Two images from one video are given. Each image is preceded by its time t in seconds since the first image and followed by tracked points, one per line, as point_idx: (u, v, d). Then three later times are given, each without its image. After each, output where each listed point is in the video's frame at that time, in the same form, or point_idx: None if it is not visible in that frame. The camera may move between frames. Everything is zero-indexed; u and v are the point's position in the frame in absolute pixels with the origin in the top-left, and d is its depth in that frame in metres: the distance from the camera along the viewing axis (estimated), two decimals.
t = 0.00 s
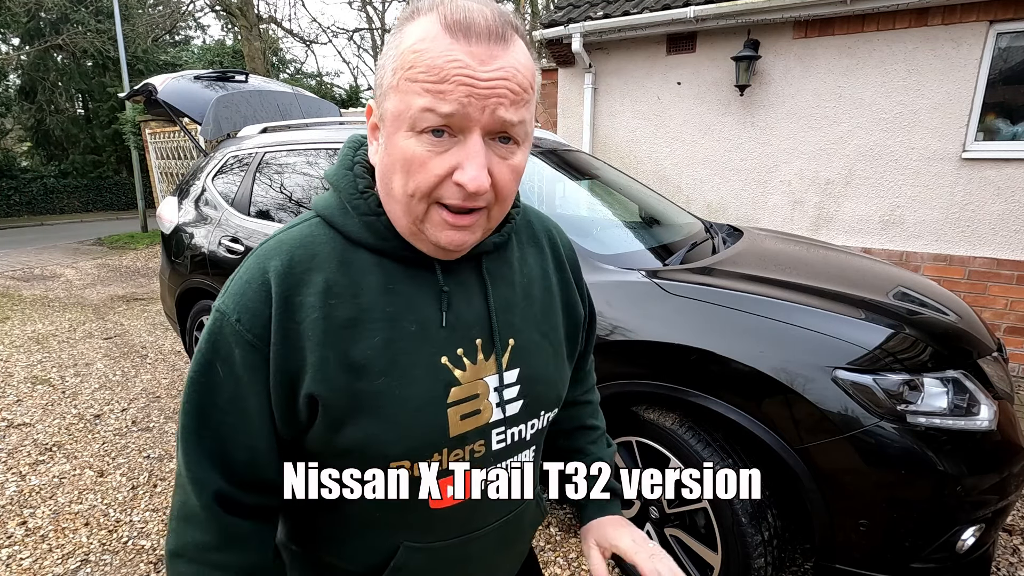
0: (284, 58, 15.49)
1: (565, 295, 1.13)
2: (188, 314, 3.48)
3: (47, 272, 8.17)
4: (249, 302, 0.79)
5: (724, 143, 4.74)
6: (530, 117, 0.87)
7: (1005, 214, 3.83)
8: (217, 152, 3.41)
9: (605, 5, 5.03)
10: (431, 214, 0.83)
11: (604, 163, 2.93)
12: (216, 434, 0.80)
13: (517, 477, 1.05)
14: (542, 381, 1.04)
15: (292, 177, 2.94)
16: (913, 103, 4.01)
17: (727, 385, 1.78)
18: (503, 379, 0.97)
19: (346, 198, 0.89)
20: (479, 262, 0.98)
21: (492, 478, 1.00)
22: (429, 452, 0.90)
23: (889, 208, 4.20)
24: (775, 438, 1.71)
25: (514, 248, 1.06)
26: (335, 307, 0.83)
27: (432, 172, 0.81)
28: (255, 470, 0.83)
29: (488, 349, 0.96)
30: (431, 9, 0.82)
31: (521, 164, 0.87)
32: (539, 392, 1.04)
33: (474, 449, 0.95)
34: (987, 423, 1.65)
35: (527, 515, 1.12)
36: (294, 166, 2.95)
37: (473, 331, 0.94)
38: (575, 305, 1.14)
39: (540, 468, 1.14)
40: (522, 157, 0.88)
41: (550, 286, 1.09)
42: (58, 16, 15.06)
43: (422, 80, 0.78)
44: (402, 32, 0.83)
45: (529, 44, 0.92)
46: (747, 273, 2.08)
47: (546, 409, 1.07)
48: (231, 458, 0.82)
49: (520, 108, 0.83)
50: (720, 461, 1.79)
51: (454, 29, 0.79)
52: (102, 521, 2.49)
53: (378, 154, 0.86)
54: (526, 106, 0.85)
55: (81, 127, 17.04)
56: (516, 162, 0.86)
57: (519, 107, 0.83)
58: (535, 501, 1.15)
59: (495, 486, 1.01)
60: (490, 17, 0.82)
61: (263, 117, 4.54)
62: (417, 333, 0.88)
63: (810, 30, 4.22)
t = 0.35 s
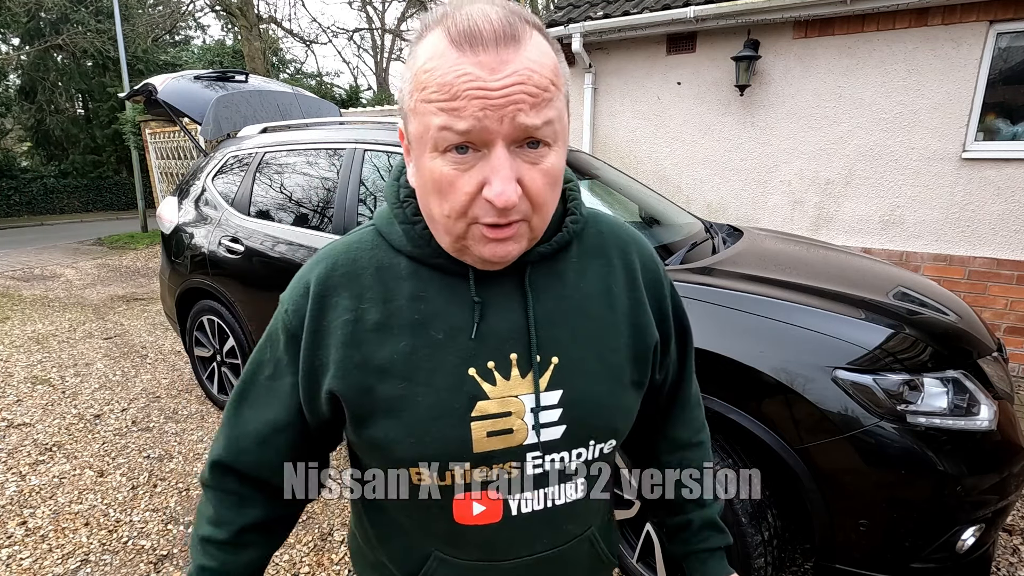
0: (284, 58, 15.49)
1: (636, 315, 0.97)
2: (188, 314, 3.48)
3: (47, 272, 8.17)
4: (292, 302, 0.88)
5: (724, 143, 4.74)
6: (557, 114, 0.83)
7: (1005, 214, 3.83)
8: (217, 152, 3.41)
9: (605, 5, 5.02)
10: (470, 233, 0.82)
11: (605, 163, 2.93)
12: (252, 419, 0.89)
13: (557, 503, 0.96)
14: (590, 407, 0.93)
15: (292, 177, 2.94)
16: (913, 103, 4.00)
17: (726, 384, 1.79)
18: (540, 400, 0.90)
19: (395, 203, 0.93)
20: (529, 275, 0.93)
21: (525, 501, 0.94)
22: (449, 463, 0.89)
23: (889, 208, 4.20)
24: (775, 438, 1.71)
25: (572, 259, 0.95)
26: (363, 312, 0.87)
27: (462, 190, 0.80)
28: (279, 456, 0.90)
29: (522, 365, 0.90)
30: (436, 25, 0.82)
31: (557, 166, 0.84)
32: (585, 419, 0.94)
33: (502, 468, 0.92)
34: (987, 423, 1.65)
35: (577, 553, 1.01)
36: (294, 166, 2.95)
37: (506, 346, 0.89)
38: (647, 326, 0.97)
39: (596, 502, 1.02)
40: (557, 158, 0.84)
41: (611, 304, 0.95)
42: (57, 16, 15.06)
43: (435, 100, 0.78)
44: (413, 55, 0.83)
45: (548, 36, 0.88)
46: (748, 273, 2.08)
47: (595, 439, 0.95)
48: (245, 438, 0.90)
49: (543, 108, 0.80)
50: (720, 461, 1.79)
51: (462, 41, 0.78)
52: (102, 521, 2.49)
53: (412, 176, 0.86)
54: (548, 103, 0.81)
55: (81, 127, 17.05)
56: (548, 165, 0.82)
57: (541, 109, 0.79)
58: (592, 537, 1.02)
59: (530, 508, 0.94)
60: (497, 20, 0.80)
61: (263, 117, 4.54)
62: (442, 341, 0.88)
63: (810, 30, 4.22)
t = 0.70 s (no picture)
0: (284, 58, 15.50)
1: (760, 356, 0.78)
2: (188, 314, 3.47)
3: (47, 272, 8.17)
4: (433, 272, 1.05)
5: (724, 143, 4.74)
6: (667, 105, 0.77)
7: (1005, 214, 3.83)
8: (217, 152, 3.41)
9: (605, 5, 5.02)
10: (580, 242, 0.80)
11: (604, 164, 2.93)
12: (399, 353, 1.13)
13: (620, 524, 0.88)
14: (668, 444, 0.81)
15: (292, 177, 2.94)
16: (913, 103, 4.00)
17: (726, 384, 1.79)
18: (612, 418, 0.84)
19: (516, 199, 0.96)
20: (639, 287, 0.84)
21: (587, 506, 0.89)
22: (517, 451, 0.91)
23: (889, 208, 4.20)
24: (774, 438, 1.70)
25: (689, 277, 0.82)
26: (473, 295, 0.97)
27: (568, 198, 0.78)
28: (406, 387, 1.13)
29: (598, 377, 0.85)
30: (531, 30, 0.80)
31: (670, 162, 0.77)
32: (665, 456, 0.82)
33: (568, 472, 0.89)
34: (986, 423, 1.65)
35: None
36: (294, 166, 2.95)
37: (585, 356, 0.85)
38: (774, 372, 0.77)
39: (682, 547, 0.88)
40: (669, 154, 0.77)
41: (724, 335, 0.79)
42: (57, 16, 15.06)
43: (535, 110, 0.77)
44: (510, 64, 0.83)
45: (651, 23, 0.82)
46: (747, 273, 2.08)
47: (670, 475, 0.82)
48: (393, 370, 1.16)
49: (650, 102, 0.75)
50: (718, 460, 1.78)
51: (559, 44, 0.76)
52: (102, 521, 2.49)
53: (518, 186, 0.86)
54: (655, 97, 0.75)
55: (81, 127, 17.05)
56: (661, 162, 0.76)
57: (647, 104, 0.75)
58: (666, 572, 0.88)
59: (593, 516, 0.89)
60: (592, 13, 0.76)
61: (263, 117, 4.55)
62: (528, 335, 0.90)
63: (810, 30, 4.22)
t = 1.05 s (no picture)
0: (284, 58, 15.49)
1: (721, 329, 0.77)
2: (188, 314, 3.47)
3: (47, 272, 8.17)
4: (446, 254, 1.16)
5: (724, 143, 4.74)
6: (630, 88, 0.77)
7: (1005, 214, 3.84)
8: (217, 152, 3.41)
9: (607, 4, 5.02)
10: (549, 215, 0.82)
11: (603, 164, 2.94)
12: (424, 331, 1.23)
13: (587, 492, 0.88)
14: (626, 413, 0.82)
15: (291, 177, 2.94)
16: (913, 102, 4.00)
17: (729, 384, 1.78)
18: (579, 384, 0.86)
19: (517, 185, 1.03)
20: (618, 264, 0.86)
21: (558, 471, 0.91)
22: (498, 412, 0.97)
23: (889, 208, 4.21)
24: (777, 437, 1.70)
25: (659, 251, 0.83)
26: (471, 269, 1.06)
27: (534, 173, 0.81)
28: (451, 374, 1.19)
29: (568, 344, 0.88)
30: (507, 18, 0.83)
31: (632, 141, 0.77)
32: (626, 425, 0.82)
33: (540, 435, 0.92)
34: (987, 423, 1.65)
35: (608, 555, 0.89)
36: (294, 166, 2.95)
37: (557, 323, 0.89)
38: (734, 343, 0.76)
39: (650, 524, 0.86)
40: (633, 133, 0.78)
41: (687, 307, 0.80)
42: (57, 16, 15.05)
43: (506, 90, 0.80)
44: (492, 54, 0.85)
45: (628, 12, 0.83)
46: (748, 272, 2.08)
47: (630, 444, 0.82)
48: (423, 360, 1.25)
49: (608, 85, 0.75)
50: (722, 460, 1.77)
51: (528, 30, 0.78)
52: (102, 521, 2.49)
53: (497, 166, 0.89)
54: (616, 79, 0.76)
55: (81, 127, 17.04)
56: (623, 141, 0.77)
57: (605, 87, 0.75)
58: (632, 545, 0.87)
59: (563, 482, 0.91)
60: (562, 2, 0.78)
61: (263, 117, 4.55)
62: (511, 304, 0.96)
63: (810, 30, 4.22)
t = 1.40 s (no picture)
0: (284, 58, 15.49)
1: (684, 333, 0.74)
2: (188, 314, 3.47)
3: (47, 272, 8.16)
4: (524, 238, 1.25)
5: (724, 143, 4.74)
6: (574, 93, 0.81)
7: (1005, 214, 3.83)
8: (217, 152, 3.41)
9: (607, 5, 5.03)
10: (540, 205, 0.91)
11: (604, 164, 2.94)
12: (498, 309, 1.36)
13: (562, 472, 0.93)
14: (595, 401, 0.84)
15: (291, 177, 2.94)
16: (913, 102, 3.99)
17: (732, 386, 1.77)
18: (567, 366, 0.90)
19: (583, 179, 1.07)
20: (616, 259, 0.87)
21: (545, 447, 0.96)
22: (511, 380, 1.05)
23: (889, 208, 4.21)
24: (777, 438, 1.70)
25: (652, 247, 0.82)
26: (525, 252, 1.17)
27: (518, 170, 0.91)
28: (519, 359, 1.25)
29: (568, 329, 0.92)
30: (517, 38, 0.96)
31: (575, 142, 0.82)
32: (594, 413, 0.84)
33: (536, 409, 0.97)
34: (986, 423, 1.65)
35: (576, 532, 0.93)
36: (294, 166, 2.95)
37: (563, 307, 0.94)
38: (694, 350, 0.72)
39: (611, 513, 0.88)
40: (576, 134, 0.82)
41: (662, 306, 0.78)
42: (58, 16, 15.05)
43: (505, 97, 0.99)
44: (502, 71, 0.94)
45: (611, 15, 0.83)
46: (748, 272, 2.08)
47: (595, 434, 0.84)
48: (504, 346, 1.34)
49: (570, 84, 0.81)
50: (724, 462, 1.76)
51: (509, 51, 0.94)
52: (102, 521, 2.49)
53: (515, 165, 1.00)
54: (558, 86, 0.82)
55: (81, 127, 17.04)
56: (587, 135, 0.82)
57: (568, 84, 0.82)
58: (599, 535, 0.90)
59: (546, 458, 0.96)
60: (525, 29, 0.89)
61: (263, 117, 4.55)
62: (540, 285, 1.02)
63: (810, 30, 4.22)
